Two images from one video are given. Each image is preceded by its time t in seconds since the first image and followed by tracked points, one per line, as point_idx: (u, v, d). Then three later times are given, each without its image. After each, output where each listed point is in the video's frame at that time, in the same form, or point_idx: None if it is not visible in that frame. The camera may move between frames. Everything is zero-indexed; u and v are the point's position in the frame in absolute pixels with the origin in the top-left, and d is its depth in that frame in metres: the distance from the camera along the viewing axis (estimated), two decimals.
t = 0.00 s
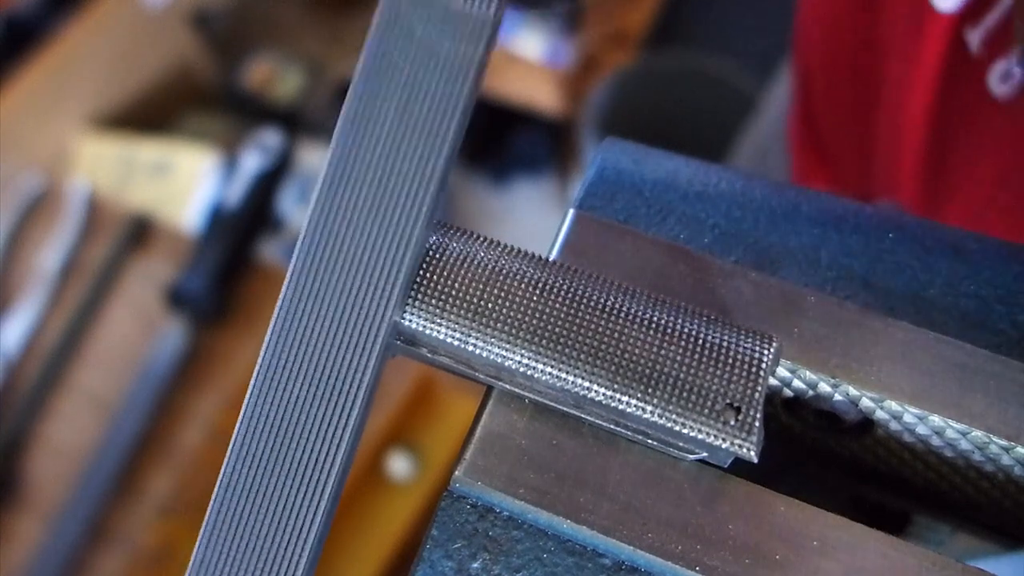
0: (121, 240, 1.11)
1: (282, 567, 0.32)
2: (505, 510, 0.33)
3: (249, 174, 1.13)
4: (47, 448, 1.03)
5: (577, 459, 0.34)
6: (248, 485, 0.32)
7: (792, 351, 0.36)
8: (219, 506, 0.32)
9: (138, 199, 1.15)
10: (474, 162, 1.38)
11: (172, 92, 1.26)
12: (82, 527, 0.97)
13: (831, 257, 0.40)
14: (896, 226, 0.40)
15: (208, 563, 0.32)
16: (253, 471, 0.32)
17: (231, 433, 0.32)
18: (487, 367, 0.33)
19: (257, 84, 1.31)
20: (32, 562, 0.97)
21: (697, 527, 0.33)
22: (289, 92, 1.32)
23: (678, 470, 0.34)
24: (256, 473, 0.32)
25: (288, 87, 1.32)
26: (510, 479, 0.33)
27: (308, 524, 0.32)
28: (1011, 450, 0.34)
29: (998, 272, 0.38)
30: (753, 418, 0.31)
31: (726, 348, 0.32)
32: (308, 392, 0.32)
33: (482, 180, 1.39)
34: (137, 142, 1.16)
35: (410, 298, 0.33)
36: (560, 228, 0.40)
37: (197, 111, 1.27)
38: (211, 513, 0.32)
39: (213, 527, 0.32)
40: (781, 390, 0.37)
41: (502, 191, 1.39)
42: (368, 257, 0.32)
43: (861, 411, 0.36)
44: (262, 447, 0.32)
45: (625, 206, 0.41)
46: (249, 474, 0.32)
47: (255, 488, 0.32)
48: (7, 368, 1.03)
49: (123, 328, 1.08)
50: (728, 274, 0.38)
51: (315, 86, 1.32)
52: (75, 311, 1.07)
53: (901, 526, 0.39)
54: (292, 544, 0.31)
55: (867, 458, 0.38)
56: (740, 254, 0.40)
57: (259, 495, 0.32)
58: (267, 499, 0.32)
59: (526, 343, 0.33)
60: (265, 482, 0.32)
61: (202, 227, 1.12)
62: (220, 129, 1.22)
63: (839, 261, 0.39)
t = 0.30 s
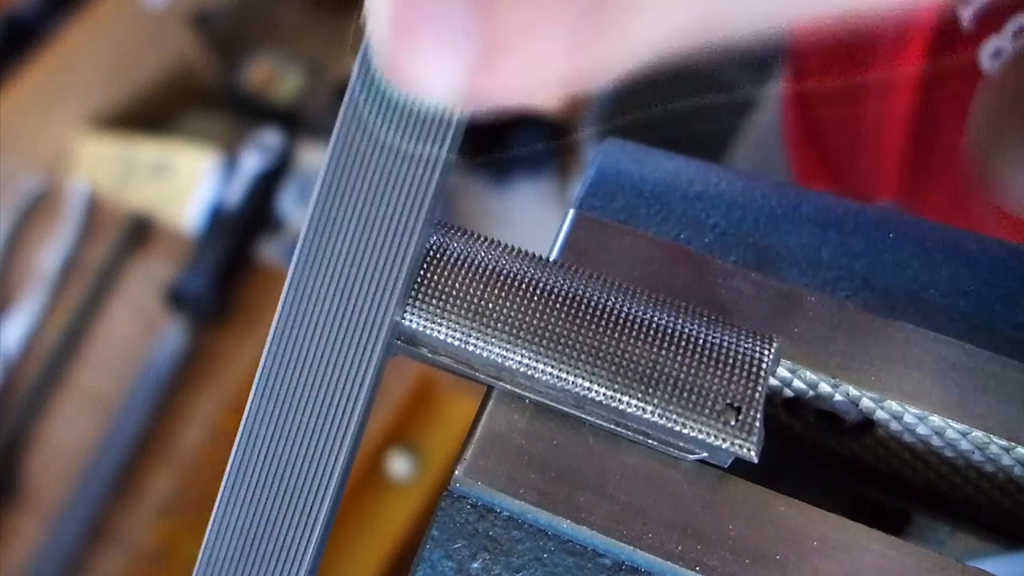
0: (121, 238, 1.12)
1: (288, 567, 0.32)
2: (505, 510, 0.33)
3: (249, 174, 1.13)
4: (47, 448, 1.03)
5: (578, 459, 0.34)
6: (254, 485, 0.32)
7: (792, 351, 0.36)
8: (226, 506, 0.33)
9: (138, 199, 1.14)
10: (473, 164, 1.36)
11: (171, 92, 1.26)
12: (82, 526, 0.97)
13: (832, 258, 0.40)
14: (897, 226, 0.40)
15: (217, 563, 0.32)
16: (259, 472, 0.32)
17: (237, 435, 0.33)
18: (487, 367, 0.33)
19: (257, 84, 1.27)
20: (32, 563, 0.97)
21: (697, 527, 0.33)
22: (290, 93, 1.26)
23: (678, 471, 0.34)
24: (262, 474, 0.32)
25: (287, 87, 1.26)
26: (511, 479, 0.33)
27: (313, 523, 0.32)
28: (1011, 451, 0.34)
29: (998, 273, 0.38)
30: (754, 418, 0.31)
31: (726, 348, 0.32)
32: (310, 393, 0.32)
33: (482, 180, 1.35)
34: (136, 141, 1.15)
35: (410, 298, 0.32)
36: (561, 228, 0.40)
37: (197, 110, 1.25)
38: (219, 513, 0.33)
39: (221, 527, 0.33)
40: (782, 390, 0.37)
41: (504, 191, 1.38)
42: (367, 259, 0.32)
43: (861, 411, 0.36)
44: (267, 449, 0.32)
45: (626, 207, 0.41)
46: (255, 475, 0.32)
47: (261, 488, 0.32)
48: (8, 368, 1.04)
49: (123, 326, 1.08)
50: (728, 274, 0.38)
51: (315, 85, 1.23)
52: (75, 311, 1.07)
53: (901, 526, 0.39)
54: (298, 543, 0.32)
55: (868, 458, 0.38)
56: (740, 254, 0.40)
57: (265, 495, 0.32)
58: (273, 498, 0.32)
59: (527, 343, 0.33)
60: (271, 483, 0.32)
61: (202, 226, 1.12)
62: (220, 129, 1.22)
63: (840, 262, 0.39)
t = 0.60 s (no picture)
0: (120, 239, 1.12)
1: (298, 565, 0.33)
2: (505, 510, 0.33)
3: (249, 174, 1.12)
4: (46, 447, 1.03)
5: (577, 459, 0.34)
6: (261, 487, 0.33)
7: (792, 351, 0.36)
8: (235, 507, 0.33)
9: (138, 199, 1.14)
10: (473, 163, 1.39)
11: (171, 92, 1.26)
12: (82, 526, 0.97)
13: (831, 258, 0.40)
14: (895, 227, 0.40)
15: (229, 559, 0.33)
16: (265, 474, 0.33)
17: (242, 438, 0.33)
18: (487, 367, 0.33)
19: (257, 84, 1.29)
20: (32, 563, 0.97)
21: (698, 527, 0.33)
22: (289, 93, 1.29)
23: (678, 471, 0.34)
24: (268, 476, 0.33)
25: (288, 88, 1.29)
26: (510, 479, 0.33)
27: (320, 521, 0.33)
28: (1011, 450, 0.34)
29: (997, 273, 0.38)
30: (754, 418, 0.31)
31: (726, 347, 0.32)
32: (312, 397, 0.32)
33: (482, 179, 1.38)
34: (136, 141, 1.14)
35: (411, 298, 0.32)
36: (561, 227, 0.40)
37: (198, 110, 1.27)
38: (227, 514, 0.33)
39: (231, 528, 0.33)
40: (781, 390, 0.37)
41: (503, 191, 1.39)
42: (364, 261, 0.31)
43: (861, 411, 0.36)
44: (273, 451, 0.33)
45: (626, 206, 0.41)
46: (261, 477, 0.33)
47: (268, 490, 0.33)
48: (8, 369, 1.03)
49: (122, 327, 1.08)
50: (728, 274, 0.38)
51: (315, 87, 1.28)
52: (74, 311, 1.07)
53: (901, 526, 0.39)
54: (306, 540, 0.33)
55: (868, 458, 0.38)
56: (740, 254, 0.40)
57: (272, 496, 0.33)
58: (280, 499, 0.33)
59: (527, 343, 0.33)
60: (277, 484, 0.33)
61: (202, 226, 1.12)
62: (219, 129, 1.22)
63: (839, 262, 0.39)
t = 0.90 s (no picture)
0: (120, 239, 1.12)
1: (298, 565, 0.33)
2: (506, 510, 0.33)
3: (248, 174, 1.12)
4: (46, 447, 1.03)
5: (578, 459, 0.34)
6: (262, 485, 0.33)
7: (792, 351, 0.36)
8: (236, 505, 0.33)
9: (137, 199, 1.14)
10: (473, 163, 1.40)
11: (172, 91, 1.26)
12: (82, 526, 0.97)
13: (831, 258, 0.40)
14: (896, 227, 0.40)
15: (230, 556, 0.34)
16: (266, 473, 0.33)
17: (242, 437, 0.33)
18: (488, 367, 0.33)
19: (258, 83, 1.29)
20: (32, 563, 0.97)
21: (698, 528, 0.33)
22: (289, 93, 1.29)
23: (678, 471, 0.34)
24: (269, 475, 0.33)
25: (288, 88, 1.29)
26: (510, 479, 0.33)
27: (320, 519, 0.33)
28: (1011, 450, 0.34)
29: (997, 274, 0.39)
30: (754, 418, 0.31)
31: (727, 347, 0.32)
32: (312, 396, 0.32)
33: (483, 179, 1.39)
34: (137, 142, 1.15)
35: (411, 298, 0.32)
36: (561, 227, 0.40)
37: (199, 109, 1.27)
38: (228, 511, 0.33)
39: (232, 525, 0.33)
40: (782, 390, 0.36)
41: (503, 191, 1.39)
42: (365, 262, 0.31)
43: (862, 411, 0.36)
44: (273, 450, 0.33)
45: (626, 207, 0.41)
46: (261, 476, 0.33)
47: (268, 489, 0.33)
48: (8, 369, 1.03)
49: (122, 327, 1.08)
50: (727, 274, 0.38)
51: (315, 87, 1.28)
52: (74, 313, 1.07)
53: (901, 526, 0.39)
54: (306, 539, 0.33)
55: (868, 458, 0.38)
56: (740, 254, 0.40)
57: (273, 495, 0.33)
58: (281, 498, 0.33)
59: (527, 344, 0.33)
60: (278, 484, 0.33)
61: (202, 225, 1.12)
62: (219, 129, 1.22)
63: (839, 262, 0.39)
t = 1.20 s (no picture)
0: (121, 240, 1.11)
1: (300, 567, 0.32)
2: (506, 510, 0.33)
3: (249, 174, 1.13)
4: (47, 447, 1.03)
5: (578, 459, 0.34)
6: (260, 490, 0.33)
7: (792, 351, 0.36)
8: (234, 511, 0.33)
9: (137, 199, 1.14)
10: (473, 162, 1.40)
11: (172, 90, 1.26)
12: (82, 526, 0.97)
13: (831, 258, 0.39)
14: (896, 227, 0.40)
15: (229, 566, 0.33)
16: (265, 476, 0.33)
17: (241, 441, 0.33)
18: (488, 367, 0.33)
19: (258, 83, 1.30)
20: (32, 562, 0.97)
21: (698, 528, 0.33)
22: (289, 92, 1.30)
23: (678, 471, 0.34)
24: (267, 479, 0.32)
25: (288, 87, 1.31)
26: (510, 479, 0.33)
27: (319, 526, 0.32)
28: (1011, 450, 0.34)
29: (998, 273, 0.38)
30: (754, 418, 0.31)
31: (726, 347, 0.32)
32: (312, 397, 0.32)
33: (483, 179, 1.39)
34: (136, 141, 1.15)
35: (412, 299, 0.32)
36: (561, 227, 0.40)
37: (198, 109, 1.27)
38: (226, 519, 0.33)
39: (230, 533, 0.33)
40: (782, 390, 0.37)
41: (502, 192, 1.40)
42: (366, 261, 0.32)
43: (861, 411, 0.36)
44: (272, 453, 0.32)
45: (626, 207, 0.41)
46: (260, 480, 0.33)
47: (268, 493, 0.33)
48: (8, 369, 1.03)
49: (124, 331, 1.08)
50: (727, 274, 0.38)
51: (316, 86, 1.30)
52: (74, 314, 1.07)
53: (901, 526, 0.39)
54: (306, 544, 0.32)
55: (868, 458, 0.38)
56: (740, 254, 0.40)
57: (272, 500, 0.32)
58: (280, 503, 0.32)
59: (527, 344, 0.33)
60: (276, 488, 0.32)
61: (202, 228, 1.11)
62: (219, 129, 1.22)
63: (839, 262, 0.39)
